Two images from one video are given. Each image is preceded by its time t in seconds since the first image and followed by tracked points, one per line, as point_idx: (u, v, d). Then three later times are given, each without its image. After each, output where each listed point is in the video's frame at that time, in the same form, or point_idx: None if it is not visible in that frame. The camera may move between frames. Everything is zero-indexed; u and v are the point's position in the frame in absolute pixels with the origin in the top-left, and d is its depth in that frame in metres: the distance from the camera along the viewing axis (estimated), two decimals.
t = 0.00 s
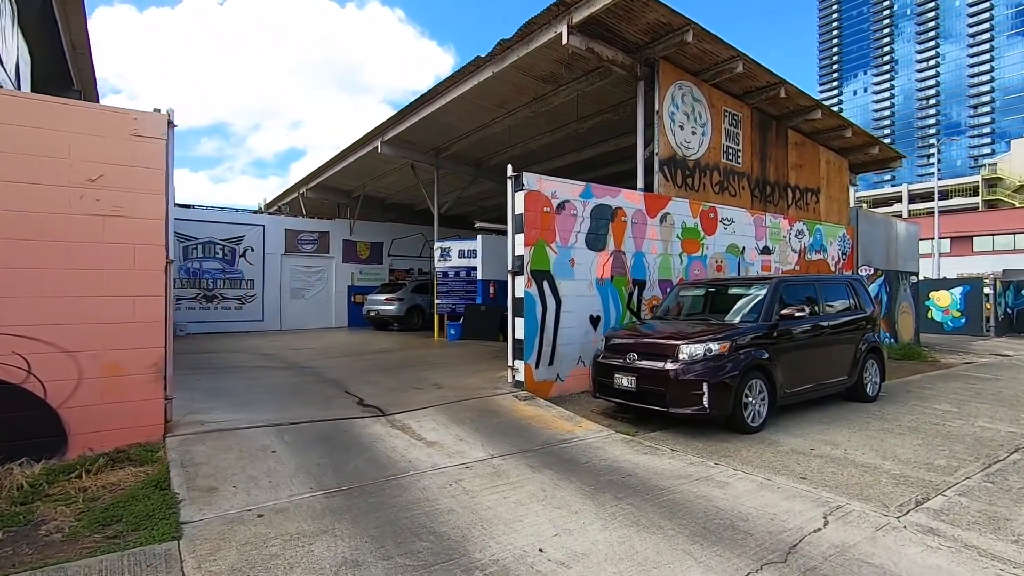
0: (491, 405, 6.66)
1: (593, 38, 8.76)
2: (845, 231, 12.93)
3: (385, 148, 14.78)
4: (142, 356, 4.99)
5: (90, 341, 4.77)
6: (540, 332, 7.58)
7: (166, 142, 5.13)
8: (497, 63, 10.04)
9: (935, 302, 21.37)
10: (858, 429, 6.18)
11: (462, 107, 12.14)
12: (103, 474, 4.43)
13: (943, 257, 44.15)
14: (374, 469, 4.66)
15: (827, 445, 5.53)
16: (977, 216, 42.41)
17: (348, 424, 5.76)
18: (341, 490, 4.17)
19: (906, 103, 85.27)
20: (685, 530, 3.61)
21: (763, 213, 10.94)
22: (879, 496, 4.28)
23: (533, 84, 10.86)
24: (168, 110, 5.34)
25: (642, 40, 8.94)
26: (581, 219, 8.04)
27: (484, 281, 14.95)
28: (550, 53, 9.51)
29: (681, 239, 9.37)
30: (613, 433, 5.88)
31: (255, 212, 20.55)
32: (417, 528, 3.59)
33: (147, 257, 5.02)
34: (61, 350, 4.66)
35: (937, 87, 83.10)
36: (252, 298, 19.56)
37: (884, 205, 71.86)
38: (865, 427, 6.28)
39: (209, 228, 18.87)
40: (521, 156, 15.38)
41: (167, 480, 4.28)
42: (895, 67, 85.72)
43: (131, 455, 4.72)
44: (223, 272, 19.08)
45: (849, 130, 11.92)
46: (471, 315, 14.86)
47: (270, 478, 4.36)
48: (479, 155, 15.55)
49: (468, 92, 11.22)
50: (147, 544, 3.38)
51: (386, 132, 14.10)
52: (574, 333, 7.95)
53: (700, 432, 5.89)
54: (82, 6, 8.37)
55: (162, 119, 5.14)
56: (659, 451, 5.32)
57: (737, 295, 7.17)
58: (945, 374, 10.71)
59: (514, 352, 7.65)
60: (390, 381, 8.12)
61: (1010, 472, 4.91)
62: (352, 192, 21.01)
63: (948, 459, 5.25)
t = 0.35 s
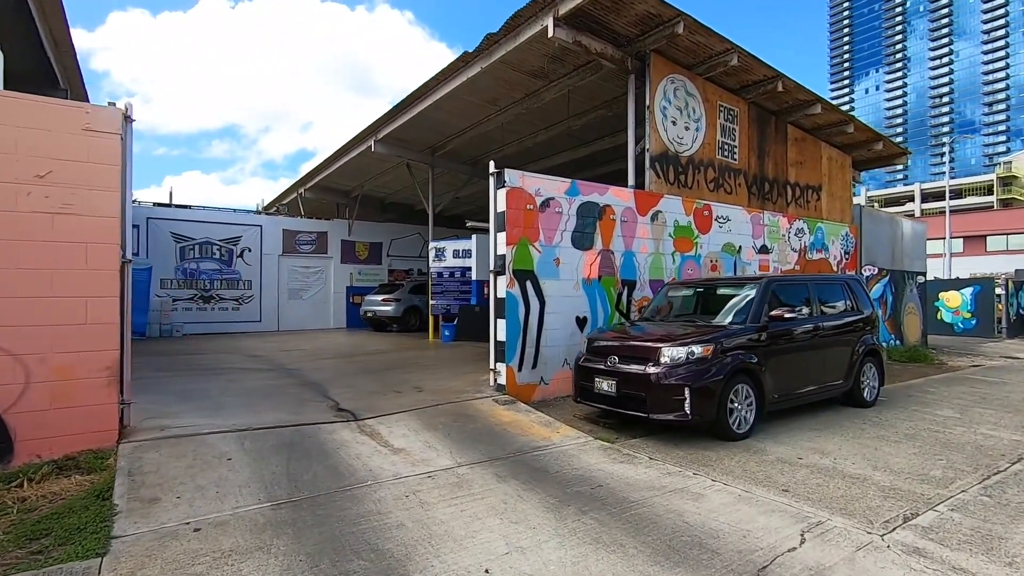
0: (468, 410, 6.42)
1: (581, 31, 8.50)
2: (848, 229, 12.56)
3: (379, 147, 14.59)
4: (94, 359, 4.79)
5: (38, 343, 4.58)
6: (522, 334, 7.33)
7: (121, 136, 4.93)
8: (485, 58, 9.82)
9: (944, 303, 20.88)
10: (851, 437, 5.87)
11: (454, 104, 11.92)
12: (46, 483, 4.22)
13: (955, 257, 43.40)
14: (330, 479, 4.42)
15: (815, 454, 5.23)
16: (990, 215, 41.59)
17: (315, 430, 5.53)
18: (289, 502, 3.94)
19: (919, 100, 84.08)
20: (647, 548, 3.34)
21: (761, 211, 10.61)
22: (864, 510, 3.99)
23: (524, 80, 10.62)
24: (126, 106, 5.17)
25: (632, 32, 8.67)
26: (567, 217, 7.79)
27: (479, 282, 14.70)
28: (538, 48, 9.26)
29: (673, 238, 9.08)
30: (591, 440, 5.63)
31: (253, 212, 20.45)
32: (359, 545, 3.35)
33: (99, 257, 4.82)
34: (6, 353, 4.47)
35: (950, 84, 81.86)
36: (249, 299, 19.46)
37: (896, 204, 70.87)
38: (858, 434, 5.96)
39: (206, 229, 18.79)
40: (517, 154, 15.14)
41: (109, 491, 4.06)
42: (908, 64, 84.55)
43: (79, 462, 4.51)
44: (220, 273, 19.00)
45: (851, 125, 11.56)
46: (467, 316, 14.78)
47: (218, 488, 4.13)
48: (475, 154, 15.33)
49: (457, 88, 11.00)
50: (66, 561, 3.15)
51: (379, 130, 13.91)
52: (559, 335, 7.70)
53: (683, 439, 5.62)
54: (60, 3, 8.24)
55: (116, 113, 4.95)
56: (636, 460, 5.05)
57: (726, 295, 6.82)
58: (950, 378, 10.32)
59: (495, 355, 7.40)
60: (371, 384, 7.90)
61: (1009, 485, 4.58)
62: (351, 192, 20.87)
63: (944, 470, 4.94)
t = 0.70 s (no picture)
0: (438, 420, 6.17)
1: (560, 28, 8.28)
2: (844, 229, 12.24)
3: (367, 151, 14.42)
4: (35, 370, 4.58)
5: None
6: (499, 339, 7.08)
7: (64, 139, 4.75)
8: (465, 58, 9.62)
9: (948, 304, 20.48)
10: (837, 445, 5.58)
11: (439, 106, 11.73)
12: None
13: (961, 257, 42.84)
14: (276, 495, 4.18)
15: (796, 464, 4.95)
16: (997, 214, 41.00)
17: (273, 442, 5.30)
18: (225, 522, 3.70)
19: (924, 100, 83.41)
20: (597, 573, 3.08)
21: (752, 211, 10.33)
22: (841, 527, 3.70)
23: (507, 80, 10.41)
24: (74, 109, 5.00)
25: (613, 29, 8.44)
26: (545, 219, 7.55)
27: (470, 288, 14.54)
28: (519, 47, 9.05)
29: (659, 239, 8.82)
30: (562, 450, 5.37)
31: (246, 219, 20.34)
32: (285, 572, 3.10)
33: (41, 264, 4.62)
34: None
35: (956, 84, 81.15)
36: (242, 307, 19.31)
37: (902, 205, 70.20)
38: (845, 443, 5.68)
39: (199, 236, 18.68)
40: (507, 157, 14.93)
41: (37, 511, 3.82)
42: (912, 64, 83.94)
43: (14, 480, 4.29)
44: (212, 280, 18.86)
45: (844, 122, 11.27)
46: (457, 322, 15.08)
47: (153, 507, 3.90)
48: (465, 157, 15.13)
49: (441, 90, 10.81)
50: None
51: (366, 134, 13.74)
52: (538, 341, 7.44)
53: (659, 449, 5.35)
54: (32, 8, 8.12)
55: (59, 115, 4.77)
56: (606, 472, 4.78)
57: (706, 296, 6.53)
58: (950, 381, 9.99)
59: (471, 362, 7.16)
60: (345, 393, 7.66)
61: (1001, 498, 4.29)
62: (345, 197, 20.74)
63: (932, 481, 4.65)
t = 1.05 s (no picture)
0: (400, 431, 5.90)
1: (535, 28, 8.08)
2: (832, 235, 12.03)
3: (351, 156, 14.22)
4: None
5: None
6: (468, 347, 6.82)
7: None
8: (443, 60, 9.43)
9: (943, 311, 20.26)
10: (815, 458, 5.32)
11: (420, 110, 11.53)
12: None
13: (957, 265, 42.72)
14: (208, 514, 3.90)
15: (770, 479, 4.67)
16: (992, 222, 40.91)
17: (221, 456, 5.02)
18: (143, 545, 3.43)
19: (920, 109, 83.64)
20: None
21: (736, 216, 10.12)
22: (808, 550, 3.43)
23: (487, 83, 10.22)
24: (9, 106, 4.77)
25: (590, 30, 8.24)
26: (519, 222, 7.31)
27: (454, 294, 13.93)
28: (496, 49, 8.86)
29: (639, 244, 8.58)
30: (526, 464, 5.10)
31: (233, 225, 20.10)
32: None
33: None
34: None
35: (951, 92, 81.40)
36: (227, 314, 19.04)
37: (899, 213, 70.21)
38: (825, 455, 5.41)
39: (183, 243, 18.42)
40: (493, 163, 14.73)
41: None
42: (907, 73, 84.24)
43: None
44: (196, 287, 18.60)
45: (831, 126, 11.08)
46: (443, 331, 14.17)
47: (70, 528, 3.62)
48: (450, 163, 14.93)
49: (420, 93, 10.60)
50: None
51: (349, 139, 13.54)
52: (510, 349, 7.18)
53: (627, 462, 5.09)
54: None
55: None
56: (567, 488, 4.51)
57: (680, 302, 6.26)
58: (941, 390, 9.73)
59: (440, 370, 6.90)
60: (312, 402, 7.39)
61: (984, 516, 4.02)
62: (332, 204, 20.54)
63: (912, 497, 4.38)
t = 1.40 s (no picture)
0: (364, 452, 5.66)
1: (514, 37, 7.93)
2: (822, 247, 11.82)
3: (337, 168, 14.08)
4: None
5: None
6: (438, 363, 6.60)
7: None
8: (422, 70, 9.30)
9: (940, 324, 19.99)
10: (794, 481, 5.07)
11: (403, 122, 11.40)
12: None
13: (956, 277, 42.50)
14: (138, 544, 3.66)
15: (743, 505, 4.43)
16: (991, 233, 40.72)
17: (167, 480, 4.78)
18: None
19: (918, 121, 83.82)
20: None
21: (722, 227, 9.93)
22: None
23: (469, 95, 10.09)
24: None
25: (570, 39, 8.10)
26: (493, 234, 7.12)
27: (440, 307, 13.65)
28: (475, 59, 8.73)
29: (621, 257, 8.39)
30: (488, 487, 4.86)
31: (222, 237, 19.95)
32: None
33: None
34: None
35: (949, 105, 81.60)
36: (215, 327, 18.82)
37: (899, 225, 70.07)
38: (804, 478, 5.16)
39: (171, 255, 18.27)
40: (481, 174, 14.58)
41: None
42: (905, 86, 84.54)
43: None
44: (184, 300, 18.41)
45: (819, 136, 10.91)
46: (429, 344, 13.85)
47: None
48: (437, 174, 14.79)
49: (402, 104, 10.48)
50: None
51: (334, 150, 13.42)
52: (483, 365, 6.96)
53: (595, 486, 4.84)
54: None
55: None
56: (527, 515, 4.27)
57: (656, 317, 6.00)
58: (933, 406, 9.47)
59: (410, 387, 6.67)
60: (279, 420, 7.16)
61: (966, 547, 3.76)
62: (323, 216, 20.41)
63: (891, 526, 4.13)
